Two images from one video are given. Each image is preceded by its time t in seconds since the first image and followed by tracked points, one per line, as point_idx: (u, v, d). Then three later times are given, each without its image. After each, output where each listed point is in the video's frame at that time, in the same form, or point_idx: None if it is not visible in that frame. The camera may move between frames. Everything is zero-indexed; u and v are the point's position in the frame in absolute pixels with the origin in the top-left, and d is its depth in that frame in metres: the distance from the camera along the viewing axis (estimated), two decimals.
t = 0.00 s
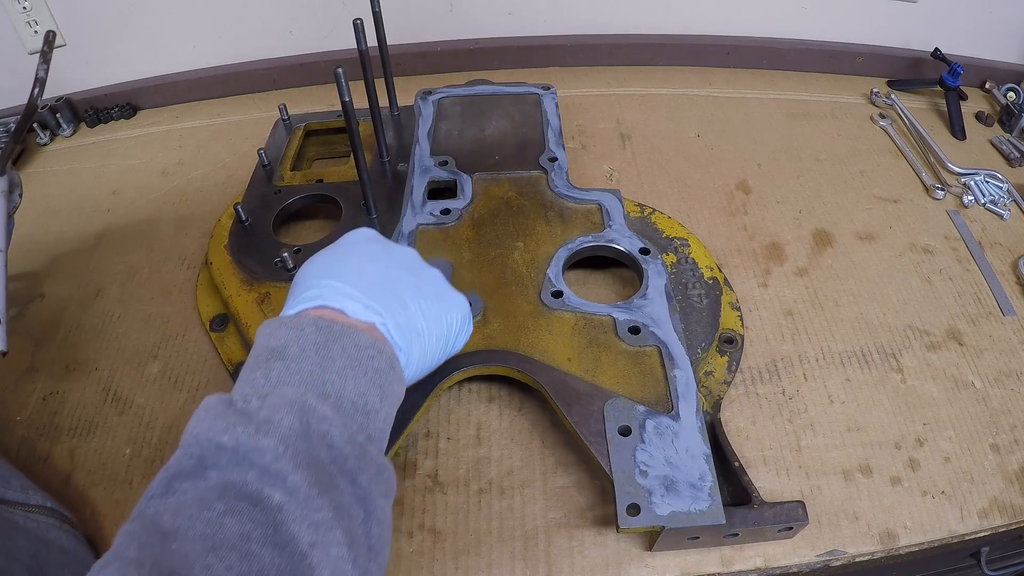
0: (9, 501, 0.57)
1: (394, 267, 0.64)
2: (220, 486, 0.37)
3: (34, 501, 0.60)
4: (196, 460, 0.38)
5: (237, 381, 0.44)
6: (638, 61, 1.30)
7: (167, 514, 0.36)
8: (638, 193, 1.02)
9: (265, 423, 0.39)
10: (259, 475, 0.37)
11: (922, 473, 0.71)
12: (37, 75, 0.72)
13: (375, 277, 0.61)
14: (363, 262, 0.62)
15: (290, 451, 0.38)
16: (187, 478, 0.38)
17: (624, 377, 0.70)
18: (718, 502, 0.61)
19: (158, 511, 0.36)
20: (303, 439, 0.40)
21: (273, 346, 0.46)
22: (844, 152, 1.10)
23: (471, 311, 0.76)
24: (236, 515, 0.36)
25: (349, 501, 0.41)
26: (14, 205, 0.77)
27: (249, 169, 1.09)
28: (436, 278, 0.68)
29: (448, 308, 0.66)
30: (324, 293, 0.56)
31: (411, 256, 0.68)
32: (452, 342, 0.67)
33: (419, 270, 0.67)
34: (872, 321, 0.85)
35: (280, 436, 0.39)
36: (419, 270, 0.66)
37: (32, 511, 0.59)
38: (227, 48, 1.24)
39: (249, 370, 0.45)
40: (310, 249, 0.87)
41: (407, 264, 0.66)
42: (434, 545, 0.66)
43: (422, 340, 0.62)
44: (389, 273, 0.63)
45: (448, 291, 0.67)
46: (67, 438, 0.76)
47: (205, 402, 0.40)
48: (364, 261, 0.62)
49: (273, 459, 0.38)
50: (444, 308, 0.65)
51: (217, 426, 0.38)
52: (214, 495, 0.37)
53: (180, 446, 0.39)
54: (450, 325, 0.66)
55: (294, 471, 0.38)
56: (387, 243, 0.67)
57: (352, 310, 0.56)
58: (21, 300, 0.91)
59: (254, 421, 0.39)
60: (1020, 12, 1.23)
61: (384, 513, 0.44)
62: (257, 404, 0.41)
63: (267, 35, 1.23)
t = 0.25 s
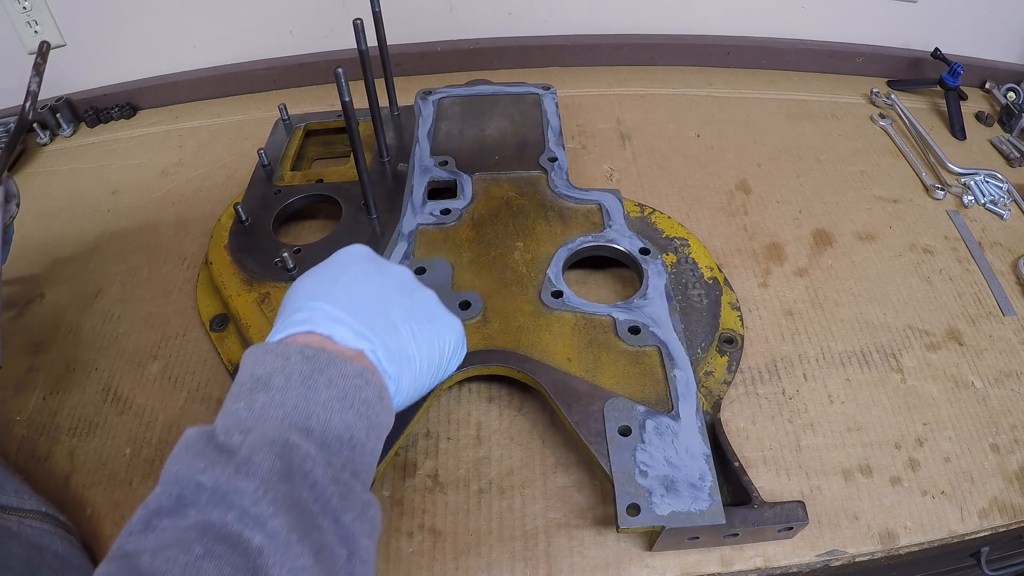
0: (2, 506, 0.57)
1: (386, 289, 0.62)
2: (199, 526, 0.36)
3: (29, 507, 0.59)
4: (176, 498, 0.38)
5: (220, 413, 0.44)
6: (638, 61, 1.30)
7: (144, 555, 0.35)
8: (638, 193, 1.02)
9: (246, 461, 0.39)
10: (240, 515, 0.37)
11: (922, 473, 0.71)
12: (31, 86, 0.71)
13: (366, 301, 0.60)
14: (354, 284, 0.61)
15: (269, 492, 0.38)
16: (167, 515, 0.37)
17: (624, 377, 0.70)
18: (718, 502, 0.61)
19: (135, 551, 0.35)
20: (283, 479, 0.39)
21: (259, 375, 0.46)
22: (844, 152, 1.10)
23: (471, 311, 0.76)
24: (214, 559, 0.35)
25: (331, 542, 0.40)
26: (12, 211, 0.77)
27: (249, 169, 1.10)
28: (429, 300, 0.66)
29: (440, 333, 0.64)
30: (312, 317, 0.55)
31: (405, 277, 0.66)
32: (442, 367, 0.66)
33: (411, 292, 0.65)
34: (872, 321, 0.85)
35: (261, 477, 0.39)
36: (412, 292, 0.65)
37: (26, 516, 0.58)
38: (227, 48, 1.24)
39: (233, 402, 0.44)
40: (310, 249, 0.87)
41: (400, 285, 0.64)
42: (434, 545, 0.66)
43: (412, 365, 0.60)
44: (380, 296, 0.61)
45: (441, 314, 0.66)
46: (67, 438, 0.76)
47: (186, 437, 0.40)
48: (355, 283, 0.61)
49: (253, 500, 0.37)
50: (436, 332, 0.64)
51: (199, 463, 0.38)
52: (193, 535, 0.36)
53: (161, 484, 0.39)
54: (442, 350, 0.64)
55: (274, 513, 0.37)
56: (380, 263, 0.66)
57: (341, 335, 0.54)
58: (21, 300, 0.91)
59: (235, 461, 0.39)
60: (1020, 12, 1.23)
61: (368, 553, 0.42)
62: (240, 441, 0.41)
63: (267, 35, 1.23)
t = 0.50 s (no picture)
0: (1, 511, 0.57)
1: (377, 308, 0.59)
2: (178, 566, 0.36)
3: (27, 511, 0.59)
4: (156, 536, 0.37)
5: (205, 444, 0.43)
6: (638, 61, 1.30)
7: None
8: (638, 193, 1.02)
9: (226, 499, 0.38)
10: (219, 555, 0.36)
11: (922, 473, 0.71)
12: (27, 84, 0.72)
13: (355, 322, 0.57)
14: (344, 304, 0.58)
15: (249, 533, 0.37)
16: (148, 553, 0.37)
17: (624, 377, 0.70)
18: (718, 502, 0.61)
19: None
20: (264, 518, 0.38)
21: (243, 405, 0.44)
22: (844, 152, 1.10)
23: (471, 312, 0.76)
24: None
25: None
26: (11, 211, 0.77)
27: (249, 169, 1.10)
28: (423, 318, 0.63)
29: (434, 354, 0.61)
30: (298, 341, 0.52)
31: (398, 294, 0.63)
32: (436, 389, 0.63)
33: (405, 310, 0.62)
34: (872, 321, 0.85)
35: (241, 518, 0.37)
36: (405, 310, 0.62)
37: (24, 520, 0.58)
38: (227, 48, 1.24)
39: (217, 432, 0.43)
40: (310, 249, 0.87)
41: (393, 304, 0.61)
42: (434, 545, 0.66)
43: (404, 389, 0.57)
44: (370, 316, 0.58)
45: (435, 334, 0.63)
46: (67, 437, 0.76)
47: (167, 470, 0.40)
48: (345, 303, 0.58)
49: (232, 540, 0.36)
50: (430, 354, 0.61)
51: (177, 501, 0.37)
52: None
53: (141, 521, 0.38)
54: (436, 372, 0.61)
55: (253, 554, 0.36)
56: (373, 280, 0.62)
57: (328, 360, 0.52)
58: (20, 301, 0.91)
59: (215, 499, 0.38)
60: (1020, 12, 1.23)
61: None
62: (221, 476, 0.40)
63: (267, 35, 1.23)
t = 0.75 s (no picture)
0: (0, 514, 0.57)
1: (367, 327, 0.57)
2: None
3: (26, 514, 0.59)
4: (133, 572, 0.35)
5: (185, 473, 0.41)
6: (638, 61, 1.30)
7: None
8: (638, 193, 1.02)
9: (206, 535, 0.36)
10: None
11: (922, 473, 0.71)
12: (25, 90, 0.72)
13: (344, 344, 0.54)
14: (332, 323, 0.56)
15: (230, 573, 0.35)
16: None
17: (624, 377, 0.70)
18: (718, 502, 0.61)
19: None
20: (245, 556, 0.36)
21: (225, 430, 0.42)
22: (844, 152, 1.10)
23: (471, 312, 0.76)
24: None
25: None
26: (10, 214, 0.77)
27: (249, 169, 1.10)
28: (415, 337, 0.61)
29: (425, 376, 0.59)
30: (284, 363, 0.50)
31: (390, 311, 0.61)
32: (426, 411, 0.61)
33: (396, 329, 0.59)
34: (872, 321, 0.85)
35: (221, 556, 0.36)
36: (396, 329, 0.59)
37: (23, 524, 0.58)
38: (227, 48, 1.24)
39: (197, 460, 0.41)
40: (310, 249, 0.87)
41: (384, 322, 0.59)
42: (434, 545, 0.66)
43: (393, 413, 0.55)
44: (359, 336, 0.56)
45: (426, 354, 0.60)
46: (67, 437, 0.76)
47: (145, 502, 0.38)
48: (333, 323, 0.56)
49: None
50: (420, 375, 0.59)
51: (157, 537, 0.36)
52: None
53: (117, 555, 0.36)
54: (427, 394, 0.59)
55: None
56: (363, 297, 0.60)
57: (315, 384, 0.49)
58: (21, 300, 0.91)
59: (194, 536, 0.36)
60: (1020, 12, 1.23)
61: None
62: (202, 509, 0.38)
63: (267, 35, 1.23)
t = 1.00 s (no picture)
0: None
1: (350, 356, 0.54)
2: None
3: (21, 516, 0.58)
4: None
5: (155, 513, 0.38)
6: (638, 61, 1.30)
7: None
8: (638, 193, 1.02)
9: None
10: None
11: (922, 473, 0.71)
12: (20, 89, 0.72)
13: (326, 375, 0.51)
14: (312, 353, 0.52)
15: None
16: None
17: (624, 377, 0.70)
18: (718, 502, 0.61)
19: None
20: None
21: (198, 472, 0.38)
22: (844, 152, 1.10)
23: (471, 312, 0.76)
24: None
25: None
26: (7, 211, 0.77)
27: (249, 169, 1.09)
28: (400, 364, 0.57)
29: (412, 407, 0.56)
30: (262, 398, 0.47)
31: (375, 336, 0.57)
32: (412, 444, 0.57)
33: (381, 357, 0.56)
34: (872, 321, 0.85)
35: None
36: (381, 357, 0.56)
37: (18, 526, 0.57)
38: (227, 48, 1.24)
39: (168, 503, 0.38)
40: (310, 249, 0.87)
41: (368, 350, 0.55)
42: (434, 545, 0.66)
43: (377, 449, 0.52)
44: (341, 366, 0.53)
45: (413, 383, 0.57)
46: (67, 438, 0.76)
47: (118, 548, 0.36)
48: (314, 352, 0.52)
49: None
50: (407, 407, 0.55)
51: None
52: None
53: None
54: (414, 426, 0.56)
55: None
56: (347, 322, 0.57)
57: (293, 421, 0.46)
58: (21, 300, 0.91)
59: None
60: (1020, 11, 1.23)
61: None
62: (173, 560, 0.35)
63: (267, 35, 1.23)
